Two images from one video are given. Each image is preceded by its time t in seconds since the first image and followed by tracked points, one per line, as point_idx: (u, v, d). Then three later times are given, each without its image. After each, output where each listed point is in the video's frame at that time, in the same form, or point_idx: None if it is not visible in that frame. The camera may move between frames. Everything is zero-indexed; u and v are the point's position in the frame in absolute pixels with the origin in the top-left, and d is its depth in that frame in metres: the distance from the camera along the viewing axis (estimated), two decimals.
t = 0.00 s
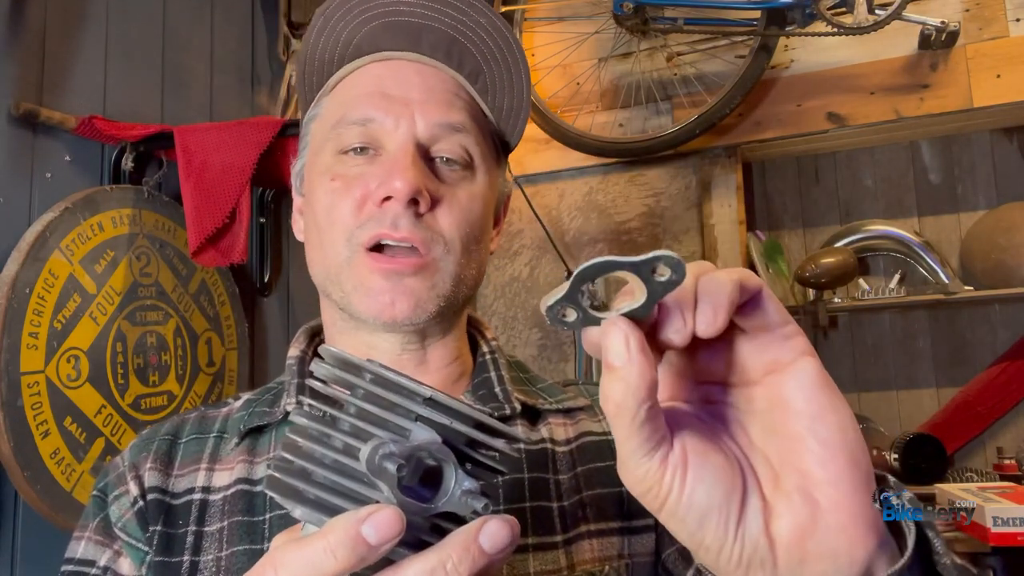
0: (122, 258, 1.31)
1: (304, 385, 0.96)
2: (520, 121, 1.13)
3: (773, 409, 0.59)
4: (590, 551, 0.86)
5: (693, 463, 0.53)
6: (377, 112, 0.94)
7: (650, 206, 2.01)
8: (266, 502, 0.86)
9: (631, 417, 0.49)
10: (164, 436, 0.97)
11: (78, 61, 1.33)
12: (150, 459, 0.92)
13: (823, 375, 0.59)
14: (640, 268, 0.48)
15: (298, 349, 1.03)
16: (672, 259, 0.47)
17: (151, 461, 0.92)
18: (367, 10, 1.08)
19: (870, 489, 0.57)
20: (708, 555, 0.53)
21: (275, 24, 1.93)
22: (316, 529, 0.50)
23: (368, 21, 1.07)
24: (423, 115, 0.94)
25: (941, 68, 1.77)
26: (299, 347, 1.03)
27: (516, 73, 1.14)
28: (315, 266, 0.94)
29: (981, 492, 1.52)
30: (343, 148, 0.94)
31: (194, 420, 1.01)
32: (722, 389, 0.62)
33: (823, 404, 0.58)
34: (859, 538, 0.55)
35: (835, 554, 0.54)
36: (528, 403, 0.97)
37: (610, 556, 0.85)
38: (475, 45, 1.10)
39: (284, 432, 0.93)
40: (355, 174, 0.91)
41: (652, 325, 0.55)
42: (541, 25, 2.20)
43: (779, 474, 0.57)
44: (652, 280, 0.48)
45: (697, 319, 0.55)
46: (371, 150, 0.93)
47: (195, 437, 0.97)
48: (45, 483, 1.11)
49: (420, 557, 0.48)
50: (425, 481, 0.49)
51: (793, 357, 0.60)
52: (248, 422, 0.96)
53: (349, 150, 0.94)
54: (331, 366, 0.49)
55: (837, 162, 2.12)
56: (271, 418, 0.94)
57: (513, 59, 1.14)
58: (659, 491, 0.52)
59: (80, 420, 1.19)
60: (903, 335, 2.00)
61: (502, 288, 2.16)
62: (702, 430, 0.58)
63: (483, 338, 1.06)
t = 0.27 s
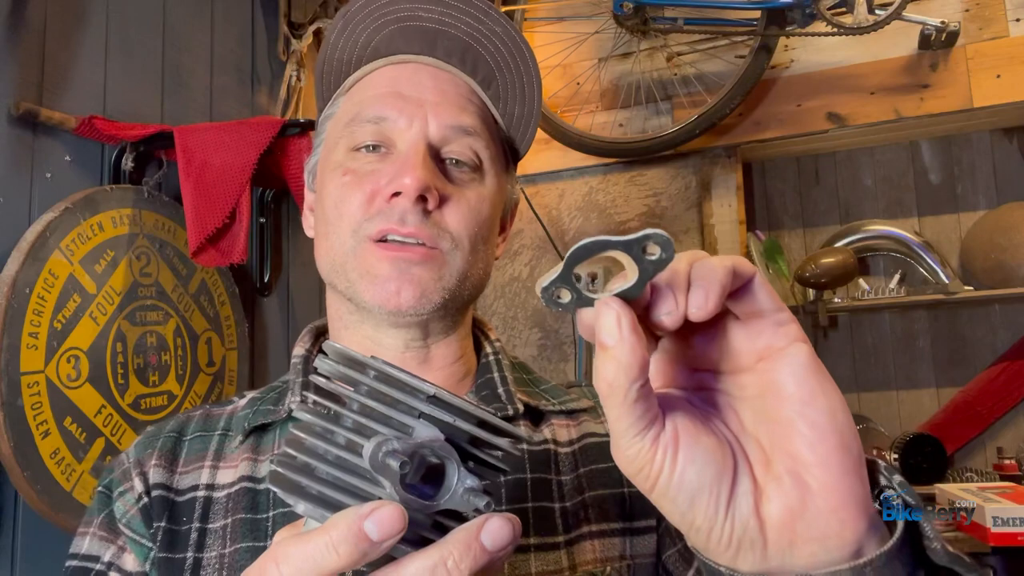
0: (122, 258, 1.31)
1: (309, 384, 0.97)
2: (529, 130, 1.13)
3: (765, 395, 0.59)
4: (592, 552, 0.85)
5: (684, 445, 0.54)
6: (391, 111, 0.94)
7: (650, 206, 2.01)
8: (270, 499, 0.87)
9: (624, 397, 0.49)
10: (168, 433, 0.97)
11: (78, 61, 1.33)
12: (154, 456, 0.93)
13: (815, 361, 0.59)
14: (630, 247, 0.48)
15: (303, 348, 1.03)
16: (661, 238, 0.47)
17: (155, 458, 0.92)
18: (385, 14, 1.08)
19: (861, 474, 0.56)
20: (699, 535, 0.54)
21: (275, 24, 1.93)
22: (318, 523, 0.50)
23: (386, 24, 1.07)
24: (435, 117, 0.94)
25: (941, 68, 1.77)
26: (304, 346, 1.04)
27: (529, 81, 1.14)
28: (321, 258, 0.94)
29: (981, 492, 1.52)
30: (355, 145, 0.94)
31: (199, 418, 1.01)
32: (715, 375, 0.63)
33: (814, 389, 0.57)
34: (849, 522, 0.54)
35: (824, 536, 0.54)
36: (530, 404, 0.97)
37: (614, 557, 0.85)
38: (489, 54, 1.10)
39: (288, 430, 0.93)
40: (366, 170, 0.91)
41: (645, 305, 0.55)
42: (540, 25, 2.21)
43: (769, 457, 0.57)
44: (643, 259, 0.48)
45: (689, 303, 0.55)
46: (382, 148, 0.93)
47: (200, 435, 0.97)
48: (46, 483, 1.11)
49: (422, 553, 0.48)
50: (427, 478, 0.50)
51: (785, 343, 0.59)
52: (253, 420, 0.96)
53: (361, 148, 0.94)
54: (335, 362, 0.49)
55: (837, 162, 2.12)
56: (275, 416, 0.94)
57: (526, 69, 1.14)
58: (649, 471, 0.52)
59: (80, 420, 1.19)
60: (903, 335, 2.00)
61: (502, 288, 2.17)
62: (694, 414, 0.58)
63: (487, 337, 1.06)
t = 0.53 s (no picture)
0: (122, 258, 1.31)
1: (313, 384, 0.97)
2: (530, 133, 1.13)
3: (758, 385, 0.59)
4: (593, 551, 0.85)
5: (679, 431, 0.54)
6: (390, 119, 0.94)
7: (650, 206, 2.01)
8: (275, 497, 0.87)
9: (620, 381, 0.50)
10: (173, 432, 0.97)
11: (78, 61, 1.33)
12: (159, 455, 0.93)
13: (808, 351, 0.59)
14: (625, 238, 0.48)
15: (307, 348, 1.03)
16: (655, 227, 0.47)
17: (160, 457, 0.92)
18: (384, 18, 1.08)
19: (852, 461, 0.56)
20: (694, 520, 0.55)
21: (275, 24, 1.93)
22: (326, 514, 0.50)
23: (386, 28, 1.07)
24: (435, 125, 0.94)
25: (941, 68, 1.76)
26: (308, 345, 1.03)
27: (530, 84, 1.14)
28: (323, 264, 0.94)
29: (981, 492, 1.52)
30: (354, 152, 0.94)
31: (204, 417, 1.01)
32: (710, 365, 0.63)
33: (807, 378, 0.58)
34: (839, 507, 0.55)
35: (815, 521, 0.55)
36: (532, 403, 0.97)
37: (615, 555, 0.85)
38: (489, 57, 1.10)
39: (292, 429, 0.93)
40: (366, 178, 0.91)
41: (640, 296, 0.55)
42: (540, 24, 2.21)
43: (761, 443, 0.57)
44: (637, 249, 0.49)
45: (683, 294, 0.55)
46: (382, 155, 0.93)
47: (204, 434, 0.97)
48: (46, 483, 1.11)
49: (428, 544, 0.48)
50: (433, 471, 0.50)
51: (779, 334, 0.59)
52: (257, 419, 0.96)
53: (361, 155, 0.94)
54: (344, 356, 0.49)
55: (837, 162, 2.12)
56: (280, 415, 0.94)
57: (526, 72, 1.14)
58: (644, 456, 0.53)
59: (79, 420, 1.19)
60: (903, 335, 2.00)
61: (502, 288, 2.17)
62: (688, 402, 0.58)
63: (488, 338, 1.06)
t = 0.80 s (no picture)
0: (122, 258, 1.31)
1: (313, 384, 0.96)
2: (529, 132, 1.13)
3: (754, 384, 0.59)
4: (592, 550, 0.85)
5: (676, 429, 0.54)
6: (387, 120, 0.94)
7: (650, 206, 2.01)
8: (275, 498, 0.87)
9: (617, 380, 0.50)
10: (173, 433, 0.97)
11: (78, 60, 1.33)
12: (159, 455, 0.92)
13: (803, 350, 0.59)
14: (619, 236, 0.48)
15: (307, 349, 1.02)
16: (648, 227, 0.47)
17: (160, 457, 0.92)
18: (380, 19, 1.08)
19: (848, 459, 0.56)
20: (690, 518, 0.55)
21: (275, 24, 1.93)
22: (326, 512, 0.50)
23: (383, 29, 1.07)
24: (432, 126, 0.94)
25: (941, 68, 1.76)
26: (307, 346, 1.03)
27: (528, 83, 1.14)
28: (321, 265, 0.94)
29: (981, 491, 1.52)
30: (352, 154, 0.94)
31: (203, 418, 1.01)
32: (707, 364, 0.62)
33: (803, 376, 0.58)
34: (834, 505, 0.55)
35: (810, 518, 0.55)
36: (531, 404, 0.97)
37: (613, 555, 0.85)
38: (486, 56, 1.10)
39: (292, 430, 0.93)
40: (364, 179, 0.91)
41: (635, 294, 0.55)
42: (540, 24, 2.20)
43: (757, 442, 0.57)
44: (631, 248, 0.49)
45: (679, 293, 0.55)
46: (380, 156, 0.93)
47: (204, 434, 0.97)
48: (46, 483, 1.11)
49: (427, 544, 0.48)
50: (433, 470, 0.50)
51: (774, 333, 0.60)
52: (257, 419, 0.96)
53: (359, 156, 0.94)
54: (345, 356, 0.49)
55: (837, 162, 2.12)
56: (280, 415, 0.94)
57: (524, 71, 1.14)
58: (641, 454, 0.53)
59: (79, 420, 1.19)
60: (903, 335, 2.00)
61: (502, 288, 2.17)
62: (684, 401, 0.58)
63: (488, 338, 1.06)
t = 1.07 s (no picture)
0: (122, 258, 1.31)
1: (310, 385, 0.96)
2: (525, 131, 1.13)
3: (750, 386, 0.59)
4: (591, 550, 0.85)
5: (672, 433, 0.54)
6: (383, 121, 0.93)
7: (650, 206, 2.01)
8: (272, 499, 0.87)
9: (613, 384, 0.50)
10: (170, 434, 0.96)
11: (78, 60, 1.33)
12: (157, 457, 0.92)
13: (801, 353, 0.59)
14: (612, 241, 0.48)
15: (304, 350, 1.03)
16: (642, 232, 0.46)
17: (158, 459, 0.92)
18: (375, 18, 1.08)
19: (843, 463, 0.56)
20: (687, 522, 0.55)
21: (275, 24, 1.93)
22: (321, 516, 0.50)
23: (377, 28, 1.07)
24: (427, 126, 0.94)
25: (941, 68, 1.76)
26: (304, 347, 1.03)
27: (522, 82, 1.14)
28: (319, 267, 0.94)
29: (981, 491, 1.52)
30: (348, 155, 0.94)
31: (201, 419, 1.01)
32: (703, 366, 0.63)
33: (799, 379, 0.58)
34: (830, 508, 0.54)
35: (806, 522, 0.54)
36: (529, 404, 0.97)
37: (612, 556, 0.85)
38: (482, 55, 1.10)
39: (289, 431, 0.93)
40: (360, 180, 0.91)
41: (630, 297, 0.56)
42: (540, 24, 2.20)
43: (754, 445, 0.57)
44: (625, 252, 0.49)
45: (675, 296, 0.55)
46: (376, 157, 0.93)
47: (201, 435, 0.97)
48: (46, 483, 1.11)
49: (423, 547, 0.48)
50: (428, 473, 0.50)
51: (771, 336, 0.60)
52: (254, 420, 0.96)
53: (355, 156, 0.94)
54: (339, 359, 0.48)
55: (837, 162, 2.12)
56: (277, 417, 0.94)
57: (519, 70, 1.14)
58: (637, 457, 0.53)
59: (79, 420, 1.19)
60: (903, 335, 2.00)
61: (502, 288, 2.17)
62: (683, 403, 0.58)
63: (486, 338, 1.05)
